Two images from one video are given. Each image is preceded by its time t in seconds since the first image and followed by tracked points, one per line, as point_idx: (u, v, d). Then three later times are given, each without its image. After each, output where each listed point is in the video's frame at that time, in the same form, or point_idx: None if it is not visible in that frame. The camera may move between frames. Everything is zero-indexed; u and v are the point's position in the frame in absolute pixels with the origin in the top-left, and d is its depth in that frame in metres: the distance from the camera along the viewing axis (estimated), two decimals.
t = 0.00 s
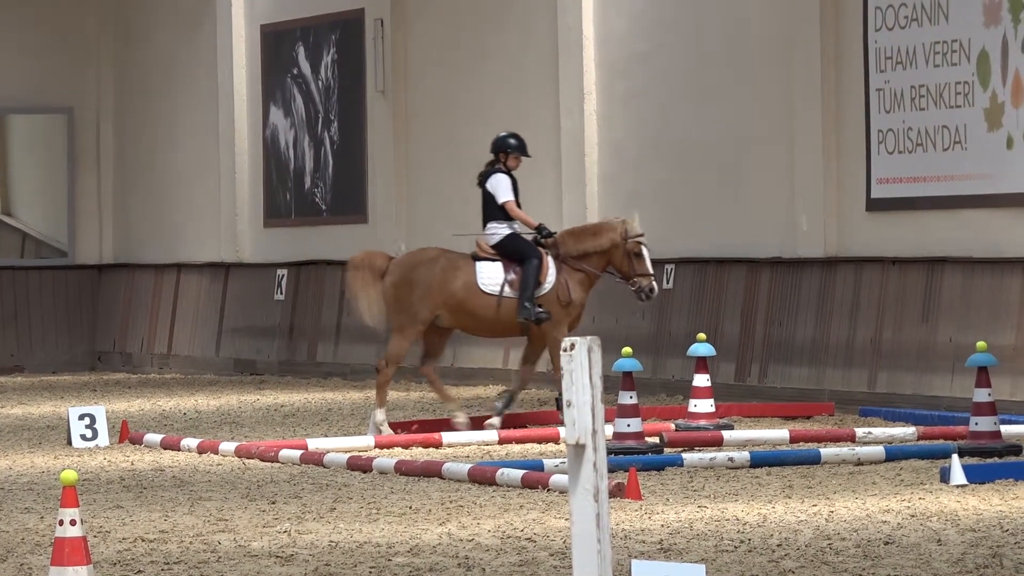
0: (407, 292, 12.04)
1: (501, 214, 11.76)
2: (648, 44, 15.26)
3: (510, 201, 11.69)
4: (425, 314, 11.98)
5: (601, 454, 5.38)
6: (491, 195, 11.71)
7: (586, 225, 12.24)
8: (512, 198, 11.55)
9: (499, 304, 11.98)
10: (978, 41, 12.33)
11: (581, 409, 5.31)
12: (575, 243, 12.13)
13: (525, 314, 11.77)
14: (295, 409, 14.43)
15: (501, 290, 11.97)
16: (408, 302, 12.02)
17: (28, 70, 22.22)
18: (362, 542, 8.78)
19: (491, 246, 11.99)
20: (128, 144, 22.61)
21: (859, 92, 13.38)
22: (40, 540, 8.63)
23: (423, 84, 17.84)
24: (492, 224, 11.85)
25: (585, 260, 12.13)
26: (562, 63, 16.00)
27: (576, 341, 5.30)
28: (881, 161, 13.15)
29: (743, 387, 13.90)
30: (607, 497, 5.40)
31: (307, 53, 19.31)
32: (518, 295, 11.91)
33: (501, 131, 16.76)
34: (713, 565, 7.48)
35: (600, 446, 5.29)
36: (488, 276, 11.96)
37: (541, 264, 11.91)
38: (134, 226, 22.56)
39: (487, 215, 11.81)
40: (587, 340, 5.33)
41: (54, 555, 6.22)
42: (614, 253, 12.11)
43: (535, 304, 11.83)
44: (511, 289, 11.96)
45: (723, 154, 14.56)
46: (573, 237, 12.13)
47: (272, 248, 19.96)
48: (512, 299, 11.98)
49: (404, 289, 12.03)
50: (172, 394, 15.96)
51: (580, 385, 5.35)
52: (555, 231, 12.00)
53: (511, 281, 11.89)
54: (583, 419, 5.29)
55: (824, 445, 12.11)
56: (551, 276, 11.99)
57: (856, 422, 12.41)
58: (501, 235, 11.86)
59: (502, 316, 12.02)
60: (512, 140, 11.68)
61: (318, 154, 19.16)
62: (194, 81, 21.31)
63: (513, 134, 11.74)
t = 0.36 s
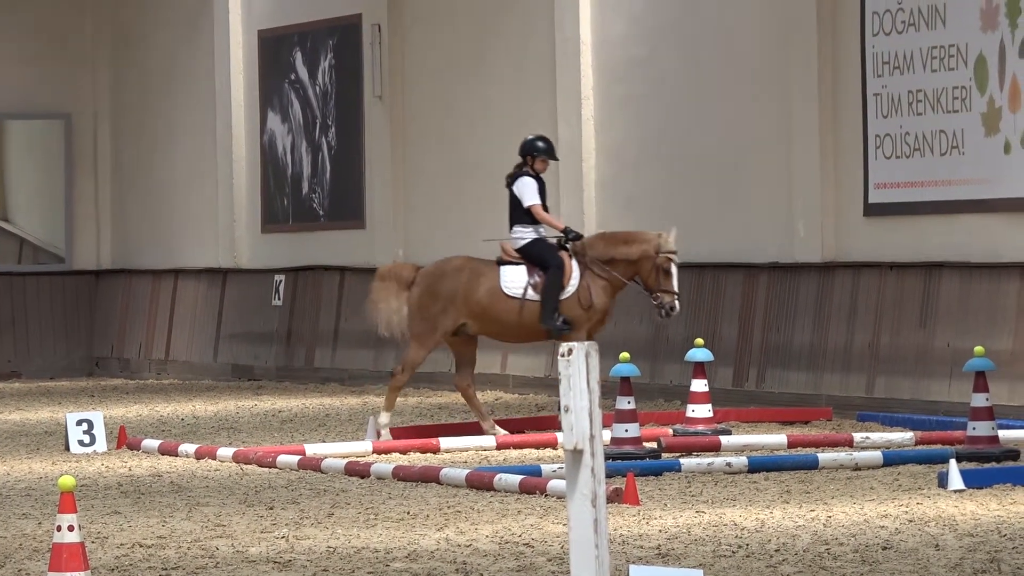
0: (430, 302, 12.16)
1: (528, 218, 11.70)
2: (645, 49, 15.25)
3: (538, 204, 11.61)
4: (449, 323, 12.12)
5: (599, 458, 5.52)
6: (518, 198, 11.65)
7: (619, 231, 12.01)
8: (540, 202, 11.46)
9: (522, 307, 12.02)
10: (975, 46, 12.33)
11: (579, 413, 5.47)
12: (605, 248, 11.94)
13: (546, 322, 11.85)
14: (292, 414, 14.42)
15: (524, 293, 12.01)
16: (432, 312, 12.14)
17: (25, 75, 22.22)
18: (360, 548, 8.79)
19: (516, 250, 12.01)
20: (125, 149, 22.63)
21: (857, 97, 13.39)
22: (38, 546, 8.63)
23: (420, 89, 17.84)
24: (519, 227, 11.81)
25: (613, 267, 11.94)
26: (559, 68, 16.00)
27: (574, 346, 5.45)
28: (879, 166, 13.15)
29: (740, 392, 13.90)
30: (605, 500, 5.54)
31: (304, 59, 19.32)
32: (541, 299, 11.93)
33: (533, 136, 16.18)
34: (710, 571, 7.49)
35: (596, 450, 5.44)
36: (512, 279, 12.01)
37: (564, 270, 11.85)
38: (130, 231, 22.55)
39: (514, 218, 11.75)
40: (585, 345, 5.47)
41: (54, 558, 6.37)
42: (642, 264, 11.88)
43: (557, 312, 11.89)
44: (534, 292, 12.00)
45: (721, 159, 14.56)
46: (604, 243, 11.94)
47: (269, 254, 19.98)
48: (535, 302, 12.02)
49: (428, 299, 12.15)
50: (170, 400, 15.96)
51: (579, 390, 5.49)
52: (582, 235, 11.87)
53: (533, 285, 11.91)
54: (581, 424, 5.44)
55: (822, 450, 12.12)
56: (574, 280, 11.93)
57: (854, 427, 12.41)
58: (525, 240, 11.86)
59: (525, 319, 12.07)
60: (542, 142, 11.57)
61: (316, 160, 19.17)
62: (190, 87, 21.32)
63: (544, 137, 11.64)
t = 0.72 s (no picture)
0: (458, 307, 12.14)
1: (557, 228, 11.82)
2: (637, 55, 15.26)
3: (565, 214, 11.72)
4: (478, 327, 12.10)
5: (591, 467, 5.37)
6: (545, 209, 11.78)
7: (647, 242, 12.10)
8: (567, 213, 11.58)
9: (549, 316, 12.06)
10: (967, 53, 12.36)
11: (571, 421, 5.32)
12: (631, 261, 12.03)
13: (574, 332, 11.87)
14: (284, 421, 14.41)
15: (551, 304, 12.05)
16: (461, 315, 12.14)
17: (18, 81, 22.24)
18: (351, 555, 8.78)
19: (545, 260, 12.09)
20: (117, 155, 22.63)
21: (849, 104, 13.39)
22: (29, 553, 8.63)
23: (413, 96, 17.83)
24: (547, 238, 11.93)
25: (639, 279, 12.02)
26: (551, 74, 16.00)
27: (567, 352, 5.31)
28: (871, 172, 13.16)
29: (732, 398, 13.90)
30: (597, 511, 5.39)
31: (297, 65, 19.31)
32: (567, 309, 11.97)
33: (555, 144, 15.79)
34: None
35: (589, 458, 5.29)
36: (539, 289, 12.07)
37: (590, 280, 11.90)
38: (123, 238, 22.55)
39: (543, 228, 11.87)
40: (577, 351, 5.34)
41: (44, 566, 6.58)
42: (668, 273, 11.93)
43: (585, 321, 11.91)
44: (561, 303, 12.03)
45: (714, 166, 14.56)
46: (628, 255, 12.02)
47: (261, 260, 19.97)
48: (562, 312, 12.04)
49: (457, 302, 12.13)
50: (162, 406, 15.94)
51: (571, 397, 5.37)
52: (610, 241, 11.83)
53: (560, 294, 11.96)
54: (573, 432, 5.29)
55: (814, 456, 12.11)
56: (600, 292, 11.99)
57: (846, 434, 12.41)
58: (552, 250, 11.93)
59: (552, 328, 12.11)
60: (566, 151, 11.68)
61: (308, 166, 19.17)
62: (183, 93, 21.31)
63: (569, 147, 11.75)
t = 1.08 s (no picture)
0: (482, 303, 12.33)
1: (573, 231, 11.99)
2: (627, 61, 15.27)
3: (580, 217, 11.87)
4: (503, 327, 12.22)
5: (580, 471, 5.69)
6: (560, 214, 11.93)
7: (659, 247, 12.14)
8: (581, 217, 11.73)
9: (565, 319, 12.19)
10: (956, 58, 12.38)
11: (561, 425, 5.66)
12: (644, 267, 12.09)
13: (588, 337, 12.00)
14: (274, 426, 14.39)
15: (568, 307, 12.20)
16: (486, 314, 12.28)
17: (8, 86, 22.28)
18: (341, 560, 8.78)
19: (565, 264, 12.26)
20: (107, 159, 22.63)
21: (838, 109, 13.41)
22: (18, 558, 8.62)
23: (402, 101, 17.84)
24: (565, 242, 12.12)
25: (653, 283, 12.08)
26: (541, 79, 16.00)
27: (556, 358, 5.67)
28: (860, 178, 13.17)
29: (722, 403, 13.90)
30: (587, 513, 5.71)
31: (286, 70, 19.31)
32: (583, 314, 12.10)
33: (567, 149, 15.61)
34: None
35: (579, 462, 5.62)
36: (558, 292, 12.22)
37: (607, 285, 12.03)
38: (113, 243, 22.55)
39: (561, 232, 12.05)
40: (566, 358, 5.70)
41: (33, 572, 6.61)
42: (680, 276, 11.97)
43: (598, 327, 12.03)
44: (578, 307, 12.16)
45: (704, 171, 14.57)
46: (641, 262, 12.09)
47: (251, 265, 19.98)
48: (578, 316, 12.16)
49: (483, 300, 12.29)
50: (151, 412, 15.92)
51: (560, 402, 5.70)
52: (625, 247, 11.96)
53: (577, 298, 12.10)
54: (563, 436, 5.62)
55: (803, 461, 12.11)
56: (617, 299, 12.08)
57: (835, 438, 12.41)
58: (572, 255, 12.11)
59: (568, 332, 12.22)
60: (581, 155, 11.84)
61: (297, 171, 19.18)
62: (173, 98, 21.32)
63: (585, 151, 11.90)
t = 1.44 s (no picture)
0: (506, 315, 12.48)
1: (594, 236, 12.02)
2: (614, 67, 15.27)
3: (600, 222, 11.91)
4: (527, 338, 12.33)
5: (567, 479, 5.29)
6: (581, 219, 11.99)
7: (681, 251, 12.04)
8: (601, 221, 11.77)
9: (586, 326, 12.25)
10: (942, 65, 12.41)
11: (547, 433, 5.24)
12: (666, 272, 12.02)
13: (611, 341, 12.02)
14: (260, 432, 14.38)
15: (589, 312, 12.25)
16: (510, 327, 12.40)
17: None
18: (327, 566, 8.77)
19: (586, 269, 12.29)
20: (93, 165, 22.61)
21: (824, 115, 13.42)
22: (3, 564, 8.61)
23: (389, 107, 17.84)
24: (585, 247, 12.14)
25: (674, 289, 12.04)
26: (527, 85, 16.01)
27: (543, 363, 5.24)
28: (846, 184, 13.18)
29: (708, 409, 13.91)
30: (574, 522, 5.31)
31: (272, 76, 19.32)
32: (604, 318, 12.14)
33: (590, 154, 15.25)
34: None
35: (565, 471, 5.21)
36: (578, 298, 12.28)
37: (626, 288, 12.05)
38: (98, 248, 22.54)
39: (582, 237, 12.07)
40: (553, 361, 5.28)
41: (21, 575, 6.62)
42: (701, 284, 11.92)
43: (620, 329, 12.05)
44: (598, 313, 12.22)
45: (690, 177, 14.58)
46: (662, 267, 12.01)
47: (237, 271, 19.99)
48: (599, 321, 12.22)
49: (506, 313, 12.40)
50: (138, 418, 15.90)
51: (547, 407, 5.29)
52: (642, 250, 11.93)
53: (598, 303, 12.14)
54: (549, 444, 5.21)
55: (789, 468, 12.10)
56: (637, 301, 12.10)
57: (821, 445, 12.41)
58: (591, 259, 12.12)
59: (590, 338, 12.29)
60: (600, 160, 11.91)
61: (283, 176, 19.18)
62: (159, 104, 21.32)
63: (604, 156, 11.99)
